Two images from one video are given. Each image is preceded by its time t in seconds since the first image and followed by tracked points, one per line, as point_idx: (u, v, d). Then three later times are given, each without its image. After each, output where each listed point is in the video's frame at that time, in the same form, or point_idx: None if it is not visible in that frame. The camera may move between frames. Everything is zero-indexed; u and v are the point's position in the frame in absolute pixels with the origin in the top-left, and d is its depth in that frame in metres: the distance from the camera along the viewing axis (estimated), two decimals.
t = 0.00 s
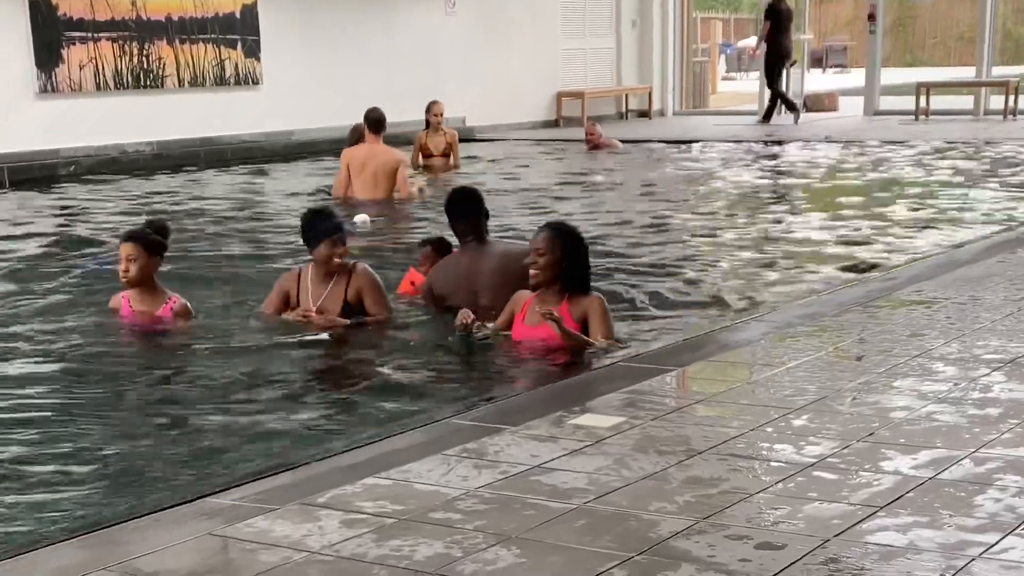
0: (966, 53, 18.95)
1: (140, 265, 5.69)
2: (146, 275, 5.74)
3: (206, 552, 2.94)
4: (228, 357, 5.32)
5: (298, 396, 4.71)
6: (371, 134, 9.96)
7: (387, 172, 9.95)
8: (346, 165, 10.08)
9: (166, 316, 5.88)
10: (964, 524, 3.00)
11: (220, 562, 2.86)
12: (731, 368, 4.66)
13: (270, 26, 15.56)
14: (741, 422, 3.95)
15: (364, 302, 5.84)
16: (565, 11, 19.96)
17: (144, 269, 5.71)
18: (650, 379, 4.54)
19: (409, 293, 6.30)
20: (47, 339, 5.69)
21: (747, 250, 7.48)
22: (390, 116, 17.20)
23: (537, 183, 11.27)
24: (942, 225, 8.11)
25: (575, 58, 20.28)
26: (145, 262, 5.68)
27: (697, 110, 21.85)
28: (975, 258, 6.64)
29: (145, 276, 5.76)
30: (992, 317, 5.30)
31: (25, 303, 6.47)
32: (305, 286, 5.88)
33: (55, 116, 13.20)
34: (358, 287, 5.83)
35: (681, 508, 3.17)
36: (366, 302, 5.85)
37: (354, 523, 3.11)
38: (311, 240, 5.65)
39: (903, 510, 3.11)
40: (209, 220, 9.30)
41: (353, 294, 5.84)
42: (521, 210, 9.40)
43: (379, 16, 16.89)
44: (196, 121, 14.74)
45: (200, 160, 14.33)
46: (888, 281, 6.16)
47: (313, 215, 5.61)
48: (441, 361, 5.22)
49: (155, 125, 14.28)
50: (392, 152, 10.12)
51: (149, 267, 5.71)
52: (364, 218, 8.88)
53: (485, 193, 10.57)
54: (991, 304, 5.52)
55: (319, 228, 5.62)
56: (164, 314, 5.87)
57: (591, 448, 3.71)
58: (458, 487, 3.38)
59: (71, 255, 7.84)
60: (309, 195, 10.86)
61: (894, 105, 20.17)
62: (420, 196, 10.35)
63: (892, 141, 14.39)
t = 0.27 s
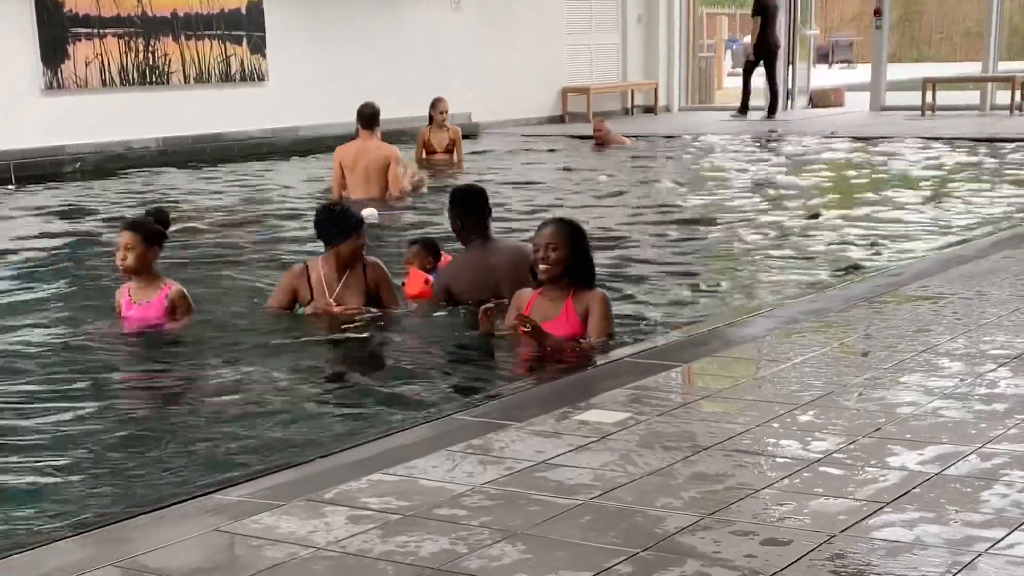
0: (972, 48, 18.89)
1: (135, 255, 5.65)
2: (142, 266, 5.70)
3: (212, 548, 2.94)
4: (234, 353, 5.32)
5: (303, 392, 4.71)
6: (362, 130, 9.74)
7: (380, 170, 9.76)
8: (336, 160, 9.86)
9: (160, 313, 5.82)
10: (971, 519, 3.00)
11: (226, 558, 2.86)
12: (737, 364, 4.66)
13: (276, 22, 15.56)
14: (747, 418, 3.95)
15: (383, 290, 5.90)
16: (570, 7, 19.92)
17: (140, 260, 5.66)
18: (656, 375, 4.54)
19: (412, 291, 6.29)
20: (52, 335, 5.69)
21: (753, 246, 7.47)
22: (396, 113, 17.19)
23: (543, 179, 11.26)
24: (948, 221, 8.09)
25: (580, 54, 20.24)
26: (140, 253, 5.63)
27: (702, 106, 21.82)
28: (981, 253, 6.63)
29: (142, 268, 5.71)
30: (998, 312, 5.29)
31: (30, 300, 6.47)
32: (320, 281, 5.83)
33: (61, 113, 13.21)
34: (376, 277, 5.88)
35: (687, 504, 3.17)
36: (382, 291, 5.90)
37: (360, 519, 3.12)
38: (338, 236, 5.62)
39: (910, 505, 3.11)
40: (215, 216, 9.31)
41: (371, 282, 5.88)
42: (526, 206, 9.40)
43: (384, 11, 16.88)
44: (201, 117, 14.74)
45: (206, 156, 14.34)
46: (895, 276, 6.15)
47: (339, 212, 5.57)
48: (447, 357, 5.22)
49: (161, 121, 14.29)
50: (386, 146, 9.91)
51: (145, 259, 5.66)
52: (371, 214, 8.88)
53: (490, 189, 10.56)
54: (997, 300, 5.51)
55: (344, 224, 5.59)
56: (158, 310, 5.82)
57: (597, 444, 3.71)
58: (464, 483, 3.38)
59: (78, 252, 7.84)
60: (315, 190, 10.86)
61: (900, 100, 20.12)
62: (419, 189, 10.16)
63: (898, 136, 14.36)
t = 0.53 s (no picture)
0: (981, 44, 18.83)
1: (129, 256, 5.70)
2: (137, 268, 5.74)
3: (220, 545, 2.94)
4: (241, 351, 5.31)
5: (310, 390, 4.71)
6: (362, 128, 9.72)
7: (377, 167, 9.72)
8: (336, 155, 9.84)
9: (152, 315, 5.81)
10: (980, 516, 2.99)
11: (235, 556, 2.86)
12: (745, 361, 4.65)
13: (283, 20, 15.57)
14: (756, 415, 3.94)
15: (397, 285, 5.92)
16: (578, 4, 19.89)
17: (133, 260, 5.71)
18: (664, 372, 4.54)
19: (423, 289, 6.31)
20: (58, 333, 5.69)
21: (761, 242, 7.46)
22: (403, 110, 17.18)
23: (551, 176, 11.26)
24: (957, 217, 8.07)
25: (588, 51, 20.21)
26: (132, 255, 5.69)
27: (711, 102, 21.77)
28: (989, 249, 6.61)
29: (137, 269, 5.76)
30: (1007, 309, 5.28)
31: (38, 298, 6.47)
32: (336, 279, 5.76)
33: (69, 111, 13.22)
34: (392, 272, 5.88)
35: (695, 501, 3.16)
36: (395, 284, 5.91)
37: (368, 516, 3.11)
38: (367, 231, 5.60)
39: (918, 502, 3.10)
40: (223, 214, 9.31)
41: (384, 279, 5.89)
42: (534, 203, 9.39)
43: (392, 9, 16.88)
44: (210, 115, 14.75)
45: (214, 154, 14.34)
46: (904, 272, 6.14)
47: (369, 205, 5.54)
48: (455, 354, 5.22)
49: (169, 119, 14.30)
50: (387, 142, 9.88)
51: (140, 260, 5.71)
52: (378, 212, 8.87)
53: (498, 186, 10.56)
54: (1006, 296, 5.50)
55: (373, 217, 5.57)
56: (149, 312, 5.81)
57: (604, 441, 3.71)
58: (472, 480, 3.38)
59: (86, 250, 7.85)
60: (323, 188, 10.86)
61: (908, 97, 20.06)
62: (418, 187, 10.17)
63: (907, 133, 14.33)
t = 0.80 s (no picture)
0: (993, 43, 18.78)
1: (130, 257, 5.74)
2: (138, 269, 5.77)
3: (232, 547, 2.95)
4: (253, 352, 5.32)
5: (321, 391, 4.71)
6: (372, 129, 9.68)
7: (387, 167, 9.70)
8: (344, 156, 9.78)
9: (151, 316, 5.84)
10: (993, 516, 2.99)
11: (247, 557, 2.87)
12: (756, 361, 4.65)
13: (295, 21, 15.59)
14: (768, 415, 3.94)
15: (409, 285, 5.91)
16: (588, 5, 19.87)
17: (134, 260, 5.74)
18: (675, 372, 4.54)
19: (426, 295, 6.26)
20: (70, 335, 5.70)
21: (772, 243, 7.46)
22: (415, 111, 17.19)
23: (562, 177, 11.26)
24: (969, 217, 8.05)
25: (599, 51, 20.19)
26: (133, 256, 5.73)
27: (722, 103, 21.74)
28: (1001, 249, 6.60)
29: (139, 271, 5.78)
30: (1019, 308, 5.27)
31: (50, 300, 6.48)
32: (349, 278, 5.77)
33: (82, 113, 13.25)
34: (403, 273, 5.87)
35: (707, 502, 3.16)
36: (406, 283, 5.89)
37: (379, 517, 3.12)
38: (379, 233, 5.58)
39: (930, 503, 3.10)
40: (234, 216, 9.32)
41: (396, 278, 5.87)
42: (545, 204, 9.39)
43: (403, 10, 16.88)
44: (222, 117, 14.77)
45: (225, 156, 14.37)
46: (915, 272, 6.13)
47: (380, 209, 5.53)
48: (466, 354, 5.23)
49: (181, 120, 14.32)
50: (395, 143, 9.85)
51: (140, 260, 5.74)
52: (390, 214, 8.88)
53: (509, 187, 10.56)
54: (1018, 296, 5.49)
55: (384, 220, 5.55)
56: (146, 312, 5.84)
57: (616, 442, 3.71)
58: (483, 481, 3.38)
59: (98, 252, 7.86)
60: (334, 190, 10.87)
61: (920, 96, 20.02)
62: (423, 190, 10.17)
63: (919, 132, 14.30)
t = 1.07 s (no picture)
0: (1007, 47, 18.70)
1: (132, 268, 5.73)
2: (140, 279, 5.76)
3: (246, 552, 2.95)
4: (266, 358, 5.33)
5: (335, 396, 4.72)
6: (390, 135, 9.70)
7: (406, 173, 9.74)
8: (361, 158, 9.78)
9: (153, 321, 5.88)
10: (1008, 521, 2.98)
11: (260, 563, 2.87)
12: (769, 365, 4.65)
13: (308, 27, 15.61)
14: (781, 419, 3.94)
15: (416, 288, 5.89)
16: (602, 9, 19.83)
17: (137, 272, 5.72)
18: (689, 376, 4.54)
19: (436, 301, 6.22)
20: (84, 340, 5.71)
21: (785, 247, 7.45)
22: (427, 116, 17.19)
23: (576, 181, 11.26)
24: (983, 220, 8.03)
25: (612, 56, 20.14)
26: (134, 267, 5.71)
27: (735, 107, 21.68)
28: (1015, 253, 6.58)
29: (143, 280, 5.78)
30: None
31: (63, 305, 6.49)
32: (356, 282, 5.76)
33: (95, 119, 13.28)
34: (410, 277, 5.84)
35: (720, 506, 3.16)
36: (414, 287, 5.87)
37: (392, 523, 3.12)
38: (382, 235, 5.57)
39: (944, 507, 3.09)
40: (247, 221, 9.33)
41: (404, 281, 5.85)
42: (559, 209, 9.39)
43: (416, 16, 16.90)
44: (235, 122, 14.79)
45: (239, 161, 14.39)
46: (929, 276, 6.12)
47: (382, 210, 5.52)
48: (479, 359, 5.23)
49: (195, 126, 14.35)
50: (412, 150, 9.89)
51: (143, 271, 5.73)
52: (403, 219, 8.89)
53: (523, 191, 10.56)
54: None
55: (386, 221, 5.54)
56: (150, 318, 5.88)
57: (628, 447, 3.71)
58: (495, 486, 3.38)
59: (111, 258, 7.87)
60: (348, 194, 10.87)
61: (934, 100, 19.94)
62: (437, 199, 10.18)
63: (932, 136, 14.26)
